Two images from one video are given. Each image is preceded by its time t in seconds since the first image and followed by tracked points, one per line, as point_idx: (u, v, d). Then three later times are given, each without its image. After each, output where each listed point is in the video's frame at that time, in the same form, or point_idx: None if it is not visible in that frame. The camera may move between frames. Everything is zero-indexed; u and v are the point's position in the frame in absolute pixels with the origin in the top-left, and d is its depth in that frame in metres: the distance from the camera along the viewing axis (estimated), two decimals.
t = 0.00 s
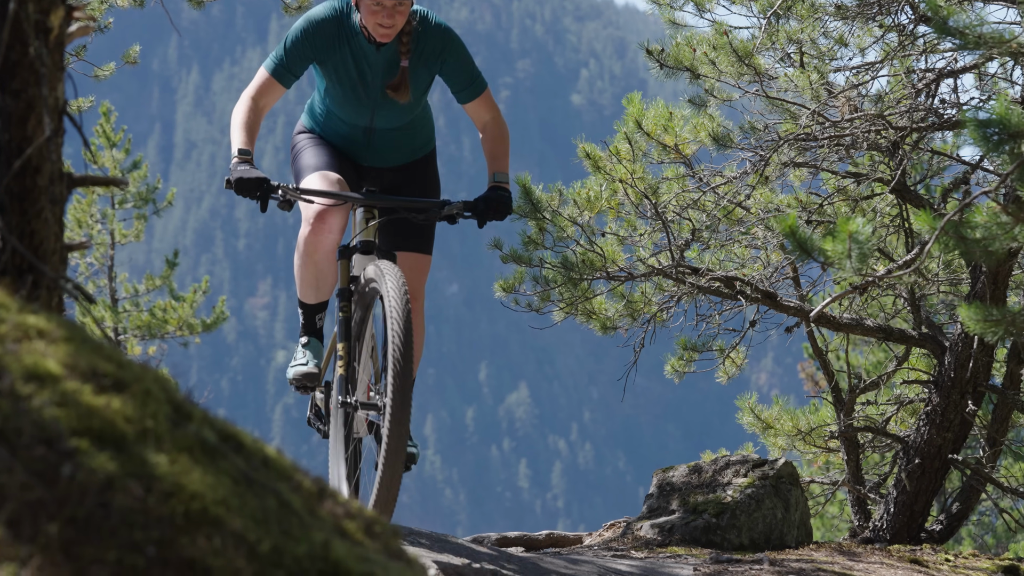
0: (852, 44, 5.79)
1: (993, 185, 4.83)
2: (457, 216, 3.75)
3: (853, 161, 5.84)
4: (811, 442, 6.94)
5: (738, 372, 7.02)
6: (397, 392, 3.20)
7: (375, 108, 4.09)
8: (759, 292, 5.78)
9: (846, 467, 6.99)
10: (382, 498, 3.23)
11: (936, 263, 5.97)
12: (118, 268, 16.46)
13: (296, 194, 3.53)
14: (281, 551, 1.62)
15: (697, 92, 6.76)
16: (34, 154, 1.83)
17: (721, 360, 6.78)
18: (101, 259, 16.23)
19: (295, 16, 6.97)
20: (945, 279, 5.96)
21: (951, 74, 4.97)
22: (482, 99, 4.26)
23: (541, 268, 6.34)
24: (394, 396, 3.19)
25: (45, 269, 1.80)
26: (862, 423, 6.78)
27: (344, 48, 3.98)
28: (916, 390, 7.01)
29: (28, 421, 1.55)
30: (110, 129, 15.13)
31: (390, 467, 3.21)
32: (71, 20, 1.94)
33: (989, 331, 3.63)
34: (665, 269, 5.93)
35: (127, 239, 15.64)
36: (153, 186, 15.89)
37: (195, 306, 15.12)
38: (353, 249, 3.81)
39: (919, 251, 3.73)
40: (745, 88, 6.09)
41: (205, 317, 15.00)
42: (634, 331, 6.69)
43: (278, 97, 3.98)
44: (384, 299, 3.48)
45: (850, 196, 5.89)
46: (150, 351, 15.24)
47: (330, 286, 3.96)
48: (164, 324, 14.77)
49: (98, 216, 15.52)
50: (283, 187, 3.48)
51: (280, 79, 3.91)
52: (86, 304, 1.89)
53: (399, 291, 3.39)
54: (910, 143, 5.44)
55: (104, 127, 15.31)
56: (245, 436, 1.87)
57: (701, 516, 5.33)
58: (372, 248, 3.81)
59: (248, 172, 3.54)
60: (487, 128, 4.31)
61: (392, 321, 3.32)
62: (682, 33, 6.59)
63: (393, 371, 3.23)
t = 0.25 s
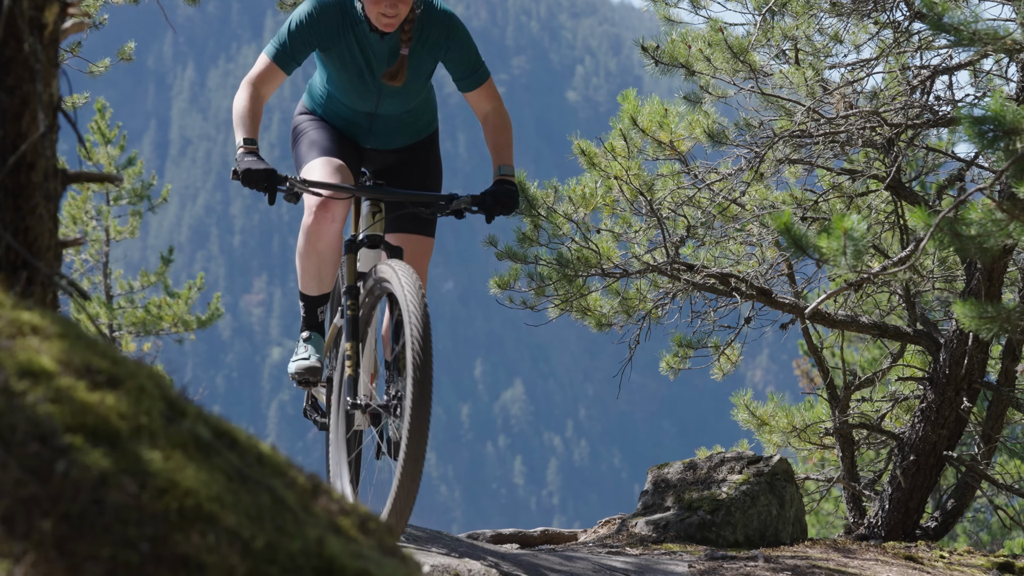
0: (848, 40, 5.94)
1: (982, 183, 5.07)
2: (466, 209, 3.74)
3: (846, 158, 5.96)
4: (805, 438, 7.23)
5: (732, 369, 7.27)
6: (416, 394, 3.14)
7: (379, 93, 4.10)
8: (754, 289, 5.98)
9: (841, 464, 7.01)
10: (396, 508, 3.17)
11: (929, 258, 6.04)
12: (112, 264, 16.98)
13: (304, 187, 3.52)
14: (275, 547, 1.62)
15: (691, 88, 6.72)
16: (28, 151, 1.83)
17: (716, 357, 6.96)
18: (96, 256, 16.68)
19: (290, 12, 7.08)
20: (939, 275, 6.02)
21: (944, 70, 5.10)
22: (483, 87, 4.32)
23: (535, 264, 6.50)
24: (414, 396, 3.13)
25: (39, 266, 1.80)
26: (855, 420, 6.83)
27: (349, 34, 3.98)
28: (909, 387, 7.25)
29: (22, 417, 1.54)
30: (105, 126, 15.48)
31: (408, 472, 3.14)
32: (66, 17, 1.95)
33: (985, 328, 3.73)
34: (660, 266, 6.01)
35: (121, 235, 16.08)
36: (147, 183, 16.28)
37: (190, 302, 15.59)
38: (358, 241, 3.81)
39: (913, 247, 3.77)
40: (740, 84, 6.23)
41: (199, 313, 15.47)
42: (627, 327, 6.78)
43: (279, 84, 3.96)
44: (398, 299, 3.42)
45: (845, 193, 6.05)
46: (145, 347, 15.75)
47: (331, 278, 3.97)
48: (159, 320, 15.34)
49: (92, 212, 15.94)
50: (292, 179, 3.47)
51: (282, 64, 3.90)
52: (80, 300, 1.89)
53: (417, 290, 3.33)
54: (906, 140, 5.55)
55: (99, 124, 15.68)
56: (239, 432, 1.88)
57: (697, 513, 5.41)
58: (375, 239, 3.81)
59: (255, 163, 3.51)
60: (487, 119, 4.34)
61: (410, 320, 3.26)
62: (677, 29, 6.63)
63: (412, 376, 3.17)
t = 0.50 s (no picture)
0: (844, 39, 6.04)
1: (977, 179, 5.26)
2: (478, 208, 3.70)
3: (842, 157, 6.07)
4: (800, 437, 7.32)
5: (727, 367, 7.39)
6: (439, 411, 3.06)
7: (381, 79, 4.08)
8: (750, 287, 6.12)
9: (836, 462, 7.04)
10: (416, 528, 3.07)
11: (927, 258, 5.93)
12: (108, 262, 17.28)
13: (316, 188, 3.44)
14: (270, 546, 1.62)
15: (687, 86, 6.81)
16: (23, 149, 1.83)
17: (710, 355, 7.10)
18: (92, 254, 16.98)
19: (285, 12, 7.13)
20: (937, 274, 5.99)
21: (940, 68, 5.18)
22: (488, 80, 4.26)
23: (531, 262, 6.52)
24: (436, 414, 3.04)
25: (34, 264, 1.80)
26: (851, 419, 6.88)
27: (353, 20, 3.96)
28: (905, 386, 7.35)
29: (17, 416, 1.54)
30: (101, 124, 15.72)
31: (429, 493, 3.05)
32: (60, 15, 1.96)
33: (980, 327, 3.73)
34: (656, 265, 6.09)
35: (117, 234, 16.39)
36: (143, 182, 16.55)
37: (187, 300, 15.90)
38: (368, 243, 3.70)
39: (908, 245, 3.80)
40: (735, 83, 6.27)
41: (195, 312, 15.84)
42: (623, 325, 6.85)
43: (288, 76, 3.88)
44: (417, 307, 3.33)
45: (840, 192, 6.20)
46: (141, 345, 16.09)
47: (332, 273, 3.96)
48: (156, 320, 15.44)
49: (88, 211, 16.23)
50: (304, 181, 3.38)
51: (289, 55, 3.81)
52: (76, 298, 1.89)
53: (438, 298, 3.24)
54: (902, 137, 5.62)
55: (94, 122, 15.90)
56: (234, 431, 1.88)
57: (692, 512, 5.42)
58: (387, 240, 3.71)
59: (266, 161, 3.41)
60: (492, 114, 4.26)
61: (431, 335, 3.16)
62: (673, 27, 6.69)
63: (434, 392, 3.07)
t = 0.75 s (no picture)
0: (839, 36, 5.97)
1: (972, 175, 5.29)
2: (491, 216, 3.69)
3: (837, 155, 6.24)
4: (795, 434, 7.42)
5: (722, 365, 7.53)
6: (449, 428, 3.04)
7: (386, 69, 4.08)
8: (746, 286, 6.17)
9: (832, 459, 7.33)
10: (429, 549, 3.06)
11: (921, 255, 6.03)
12: (102, 260, 17.58)
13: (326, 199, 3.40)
14: (264, 543, 1.62)
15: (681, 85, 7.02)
16: (17, 146, 1.83)
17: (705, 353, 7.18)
18: (86, 252, 17.28)
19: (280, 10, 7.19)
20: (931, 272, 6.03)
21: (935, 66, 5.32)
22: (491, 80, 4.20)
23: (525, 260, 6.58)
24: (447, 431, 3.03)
25: (28, 262, 1.80)
26: (847, 417, 7.00)
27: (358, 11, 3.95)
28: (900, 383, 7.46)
29: (11, 413, 1.54)
30: (96, 122, 15.94)
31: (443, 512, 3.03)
32: (55, 13, 1.96)
33: (975, 323, 3.78)
34: (652, 261, 6.23)
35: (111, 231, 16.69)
36: (137, 179, 16.81)
37: (181, 298, 16.25)
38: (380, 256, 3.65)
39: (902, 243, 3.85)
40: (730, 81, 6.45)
41: (190, 309, 16.19)
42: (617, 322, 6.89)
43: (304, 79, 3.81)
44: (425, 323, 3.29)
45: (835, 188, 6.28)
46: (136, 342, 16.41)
47: (335, 281, 3.97)
48: (150, 316, 16.05)
49: (84, 209, 16.52)
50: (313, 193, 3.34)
51: (304, 54, 3.75)
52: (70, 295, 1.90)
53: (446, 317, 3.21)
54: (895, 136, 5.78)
55: (89, 120, 16.12)
56: (228, 428, 1.88)
57: (686, 509, 5.54)
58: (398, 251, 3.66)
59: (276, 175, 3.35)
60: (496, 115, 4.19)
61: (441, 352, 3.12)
62: (668, 25, 6.79)
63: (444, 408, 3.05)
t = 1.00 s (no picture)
0: (829, 32, 6.21)
1: (962, 170, 5.46)
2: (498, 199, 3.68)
3: (829, 151, 6.30)
4: (786, 430, 7.45)
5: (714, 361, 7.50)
6: (457, 411, 3.02)
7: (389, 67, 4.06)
8: (736, 280, 6.25)
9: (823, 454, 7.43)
10: (436, 542, 3.00)
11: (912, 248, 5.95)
12: (94, 256, 17.72)
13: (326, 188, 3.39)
14: (254, 539, 1.62)
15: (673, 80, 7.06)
16: (8, 142, 1.83)
17: (695, 348, 7.35)
18: (78, 248, 17.42)
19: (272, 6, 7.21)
20: (922, 265, 6.06)
21: (926, 60, 5.41)
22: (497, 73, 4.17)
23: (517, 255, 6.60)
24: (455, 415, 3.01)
25: (19, 257, 1.80)
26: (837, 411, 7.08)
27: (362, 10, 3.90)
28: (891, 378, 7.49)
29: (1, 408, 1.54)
30: (87, 118, 16.03)
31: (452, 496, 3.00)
32: (45, 8, 1.97)
33: (966, 319, 3.79)
34: (643, 257, 6.28)
35: (103, 226, 16.81)
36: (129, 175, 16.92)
37: (172, 295, 16.36)
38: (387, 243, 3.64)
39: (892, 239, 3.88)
40: (722, 76, 6.47)
41: (182, 305, 16.33)
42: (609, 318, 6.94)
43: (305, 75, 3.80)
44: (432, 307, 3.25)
45: (827, 184, 6.21)
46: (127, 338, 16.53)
47: (338, 286, 3.96)
48: (141, 312, 16.10)
49: (75, 204, 16.64)
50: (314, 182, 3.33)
51: (309, 53, 3.73)
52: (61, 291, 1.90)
53: (453, 301, 3.16)
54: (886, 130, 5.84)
55: (80, 116, 16.21)
56: (219, 423, 1.88)
57: (678, 505, 5.58)
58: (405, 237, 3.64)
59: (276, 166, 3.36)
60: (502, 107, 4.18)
61: (448, 334, 3.10)
62: (658, 20, 6.75)
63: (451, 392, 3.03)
